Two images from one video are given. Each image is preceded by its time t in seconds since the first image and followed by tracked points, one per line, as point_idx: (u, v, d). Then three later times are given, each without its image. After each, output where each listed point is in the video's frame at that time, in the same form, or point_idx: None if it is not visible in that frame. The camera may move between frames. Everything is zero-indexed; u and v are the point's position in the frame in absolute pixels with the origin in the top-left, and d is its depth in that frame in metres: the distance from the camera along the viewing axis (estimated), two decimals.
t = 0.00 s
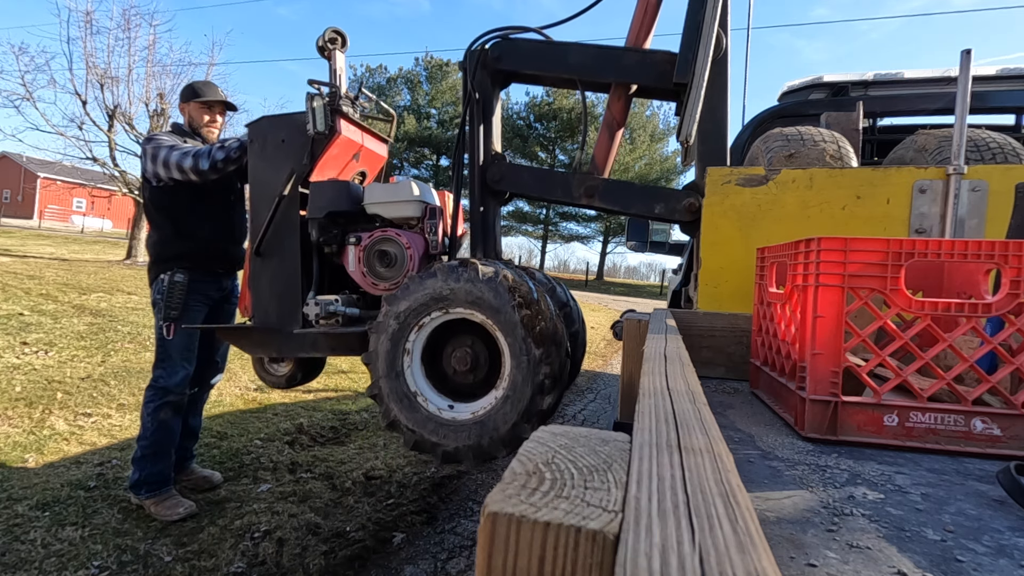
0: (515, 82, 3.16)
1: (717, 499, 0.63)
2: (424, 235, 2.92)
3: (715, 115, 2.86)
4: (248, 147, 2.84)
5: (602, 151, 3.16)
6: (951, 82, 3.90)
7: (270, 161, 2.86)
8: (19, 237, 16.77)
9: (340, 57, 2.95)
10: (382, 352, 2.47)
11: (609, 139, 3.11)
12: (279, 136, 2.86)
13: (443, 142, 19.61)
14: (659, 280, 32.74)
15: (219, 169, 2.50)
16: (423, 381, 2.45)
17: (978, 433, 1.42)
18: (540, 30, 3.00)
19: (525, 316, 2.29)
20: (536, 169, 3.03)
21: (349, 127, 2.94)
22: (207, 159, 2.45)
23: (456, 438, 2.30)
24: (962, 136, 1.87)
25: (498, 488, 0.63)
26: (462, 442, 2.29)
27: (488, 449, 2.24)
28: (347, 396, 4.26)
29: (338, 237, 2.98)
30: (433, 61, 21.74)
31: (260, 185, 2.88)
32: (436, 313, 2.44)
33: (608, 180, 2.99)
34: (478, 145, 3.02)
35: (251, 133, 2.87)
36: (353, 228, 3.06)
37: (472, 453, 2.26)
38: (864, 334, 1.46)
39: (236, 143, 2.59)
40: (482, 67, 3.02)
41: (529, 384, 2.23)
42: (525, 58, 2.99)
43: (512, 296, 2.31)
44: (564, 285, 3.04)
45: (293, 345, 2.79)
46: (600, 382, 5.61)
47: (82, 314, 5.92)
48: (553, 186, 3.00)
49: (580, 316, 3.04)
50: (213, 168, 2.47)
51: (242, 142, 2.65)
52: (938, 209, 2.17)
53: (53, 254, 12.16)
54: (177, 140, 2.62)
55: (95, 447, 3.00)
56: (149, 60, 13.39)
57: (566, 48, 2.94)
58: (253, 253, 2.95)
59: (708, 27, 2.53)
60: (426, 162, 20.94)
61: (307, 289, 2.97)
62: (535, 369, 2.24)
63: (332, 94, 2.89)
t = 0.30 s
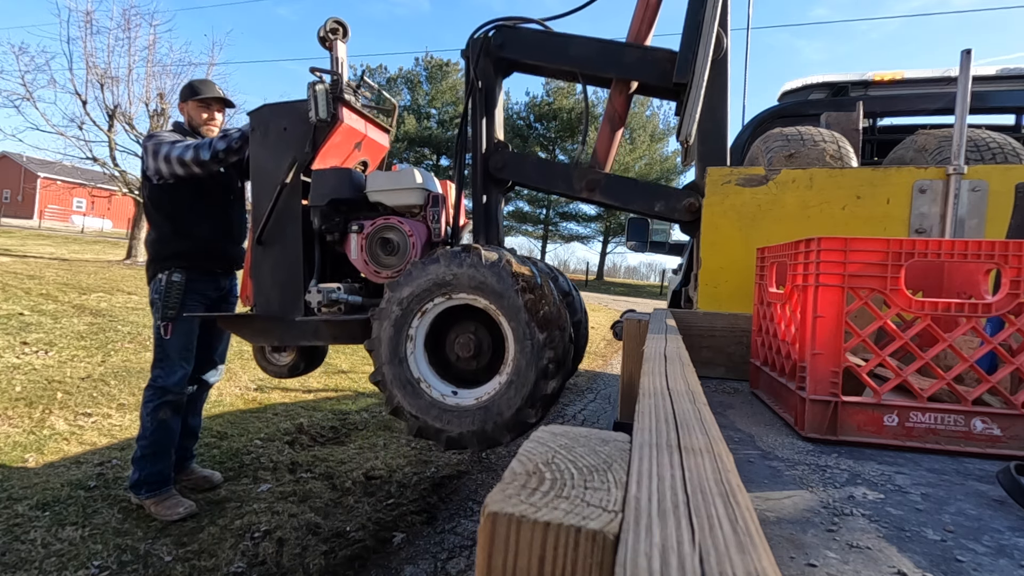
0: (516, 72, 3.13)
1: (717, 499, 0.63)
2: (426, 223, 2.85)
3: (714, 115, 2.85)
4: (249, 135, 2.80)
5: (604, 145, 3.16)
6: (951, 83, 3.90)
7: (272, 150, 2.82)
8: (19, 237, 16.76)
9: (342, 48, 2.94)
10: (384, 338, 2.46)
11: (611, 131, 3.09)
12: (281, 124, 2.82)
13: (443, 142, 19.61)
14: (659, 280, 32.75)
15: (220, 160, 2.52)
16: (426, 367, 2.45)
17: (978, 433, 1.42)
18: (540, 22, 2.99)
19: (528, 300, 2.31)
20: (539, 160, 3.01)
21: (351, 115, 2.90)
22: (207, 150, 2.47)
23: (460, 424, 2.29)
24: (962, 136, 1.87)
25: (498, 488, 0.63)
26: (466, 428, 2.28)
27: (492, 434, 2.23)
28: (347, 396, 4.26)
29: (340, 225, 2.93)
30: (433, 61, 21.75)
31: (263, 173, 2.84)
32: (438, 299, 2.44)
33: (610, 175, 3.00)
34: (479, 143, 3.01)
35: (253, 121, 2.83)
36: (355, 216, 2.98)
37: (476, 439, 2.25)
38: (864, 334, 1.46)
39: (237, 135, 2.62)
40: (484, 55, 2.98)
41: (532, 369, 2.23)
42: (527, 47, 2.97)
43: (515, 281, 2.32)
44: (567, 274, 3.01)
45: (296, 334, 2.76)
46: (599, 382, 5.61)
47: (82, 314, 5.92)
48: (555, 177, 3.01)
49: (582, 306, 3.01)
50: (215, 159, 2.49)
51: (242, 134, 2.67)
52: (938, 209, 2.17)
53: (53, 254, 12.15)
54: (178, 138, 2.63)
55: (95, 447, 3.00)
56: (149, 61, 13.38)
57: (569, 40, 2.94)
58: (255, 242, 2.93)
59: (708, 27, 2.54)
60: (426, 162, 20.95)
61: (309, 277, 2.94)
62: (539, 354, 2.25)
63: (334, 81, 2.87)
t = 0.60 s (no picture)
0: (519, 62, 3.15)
1: (717, 499, 0.63)
2: (430, 212, 2.87)
3: (714, 115, 2.85)
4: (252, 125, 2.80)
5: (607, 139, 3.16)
6: (951, 83, 3.90)
7: (275, 138, 2.84)
8: (19, 237, 16.75)
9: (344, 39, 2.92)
10: (388, 326, 2.46)
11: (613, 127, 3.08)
12: (284, 114, 2.82)
13: (443, 142, 19.60)
14: (659, 280, 32.75)
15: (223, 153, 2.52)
16: (430, 355, 2.45)
17: (978, 433, 1.42)
18: (543, 14, 3.01)
19: (532, 287, 2.32)
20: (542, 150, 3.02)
21: (352, 105, 2.94)
22: (208, 143, 2.47)
23: (464, 411, 2.29)
24: (962, 136, 1.87)
25: (497, 488, 0.63)
26: (470, 415, 2.29)
27: (496, 421, 2.24)
28: (347, 396, 4.26)
29: (343, 215, 2.93)
30: (433, 61, 21.75)
31: (266, 164, 2.86)
32: (442, 287, 2.44)
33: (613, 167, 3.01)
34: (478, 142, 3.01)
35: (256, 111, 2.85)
36: (357, 206, 2.97)
37: (480, 426, 2.26)
38: (864, 334, 1.46)
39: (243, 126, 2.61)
40: (488, 44, 2.99)
41: (536, 355, 2.24)
42: (530, 38, 2.99)
43: (519, 268, 2.33)
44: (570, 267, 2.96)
45: (298, 323, 2.79)
46: (599, 382, 5.61)
47: (82, 314, 5.92)
48: (558, 169, 3.04)
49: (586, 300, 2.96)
50: (217, 151, 2.49)
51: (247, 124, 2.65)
52: (938, 209, 2.17)
53: (53, 254, 12.15)
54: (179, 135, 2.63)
55: (95, 447, 3.00)
56: (149, 60, 13.37)
57: (572, 34, 2.94)
58: (257, 232, 2.90)
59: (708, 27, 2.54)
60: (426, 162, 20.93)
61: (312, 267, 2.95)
62: (543, 340, 2.25)
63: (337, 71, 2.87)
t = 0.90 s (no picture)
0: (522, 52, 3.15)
1: (717, 499, 0.63)
2: (433, 202, 2.83)
3: (714, 115, 2.85)
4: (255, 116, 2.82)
5: (608, 136, 3.18)
6: (951, 83, 3.89)
7: (276, 129, 2.84)
8: (19, 237, 16.75)
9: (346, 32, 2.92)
10: (392, 315, 2.47)
11: (614, 125, 3.10)
12: (287, 104, 2.84)
13: (443, 142, 19.60)
14: (659, 280, 32.75)
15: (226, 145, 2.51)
16: (434, 344, 2.46)
17: (978, 433, 1.42)
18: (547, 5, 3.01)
19: (537, 274, 2.32)
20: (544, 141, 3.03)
21: (357, 96, 2.90)
22: (213, 138, 2.47)
23: (468, 400, 2.30)
24: (962, 136, 1.87)
25: (497, 488, 0.63)
26: (474, 403, 2.29)
27: (501, 409, 2.25)
28: (347, 396, 4.26)
29: (346, 205, 2.88)
30: (433, 62, 21.75)
31: (268, 156, 2.87)
32: (446, 275, 2.45)
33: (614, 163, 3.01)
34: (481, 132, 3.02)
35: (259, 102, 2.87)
36: (361, 196, 2.94)
37: (485, 414, 2.27)
38: (864, 334, 1.46)
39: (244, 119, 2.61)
40: (491, 35, 3.00)
41: (541, 342, 2.24)
42: (532, 29, 2.99)
43: (523, 255, 2.34)
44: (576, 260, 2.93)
45: (301, 314, 2.80)
46: (599, 382, 5.61)
47: (82, 314, 5.92)
48: (559, 162, 3.04)
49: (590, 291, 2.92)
50: (221, 145, 2.49)
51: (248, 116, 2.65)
52: (938, 209, 2.17)
53: (54, 254, 12.15)
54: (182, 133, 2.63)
55: (95, 447, 3.00)
56: (149, 61, 13.37)
57: (576, 27, 2.94)
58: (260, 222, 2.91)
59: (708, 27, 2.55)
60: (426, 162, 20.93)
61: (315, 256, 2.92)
62: (547, 327, 2.25)
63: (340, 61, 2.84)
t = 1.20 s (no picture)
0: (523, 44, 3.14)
1: (717, 499, 0.63)
2: (437, 192, 2.82)
3: (714, 115, 2.85)
4: (257, 105, 2.79)
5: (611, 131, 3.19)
6: (951, 83, 3.89)
7: (279, 121, 2.81)
8: (19, 237, 16.77)
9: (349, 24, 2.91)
10: (396, 304, 2.46)
11: (616, 120, 3.09)
12: (290, 94, 2.82)
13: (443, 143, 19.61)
14: (659, 281, 32.75)
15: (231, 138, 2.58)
16: (438, 333, 2.46)
17: (978, 433, 1.42)
18: None
19: (542, 261, 2.32)
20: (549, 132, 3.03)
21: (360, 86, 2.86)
22: (217, 130, 2.53)
23: (473, 388, 2.30)
24: (962, 136, 1.87)
25: (498, 488, 0.63)
26: (479, 391, 2.30)
27: (506, 396, 2.26)
28: (347, 396, 4.26)
29: (349, 195, 2.87)
30: (433, 62, 21.75)
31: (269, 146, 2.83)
32: (450, 263, 2.44)
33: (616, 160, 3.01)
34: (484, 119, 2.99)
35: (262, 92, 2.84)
36: (364, 186, 2.91)
37: (491, 401, 2.27)
38: (864, 334, 1.46)
39: (246, 112, 2.67)
40: (495, 24, 2.97)
41: (546, 330, 2.25)
42: (535, 20, 2.99)
43: (528, 242, 2.33)
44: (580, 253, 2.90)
45: (304, 305, 2.78)
46: (599, 382, 5.61)
47: (82, 314, 5.92)
48: (563, 155, 3.03)
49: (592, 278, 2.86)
50: (225, 137, 2.55)
51: (251, 108, 2.70)
52: (938, 209, 2.17)
53: (53, 254, 12.14)
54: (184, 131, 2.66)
55: (95, 447, 3.00)
56: (149, 61, 13.37)
57: (578, 21, 2.94)
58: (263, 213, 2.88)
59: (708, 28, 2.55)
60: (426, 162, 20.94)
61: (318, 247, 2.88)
62: (553, 314, 2.26)
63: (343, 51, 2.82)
